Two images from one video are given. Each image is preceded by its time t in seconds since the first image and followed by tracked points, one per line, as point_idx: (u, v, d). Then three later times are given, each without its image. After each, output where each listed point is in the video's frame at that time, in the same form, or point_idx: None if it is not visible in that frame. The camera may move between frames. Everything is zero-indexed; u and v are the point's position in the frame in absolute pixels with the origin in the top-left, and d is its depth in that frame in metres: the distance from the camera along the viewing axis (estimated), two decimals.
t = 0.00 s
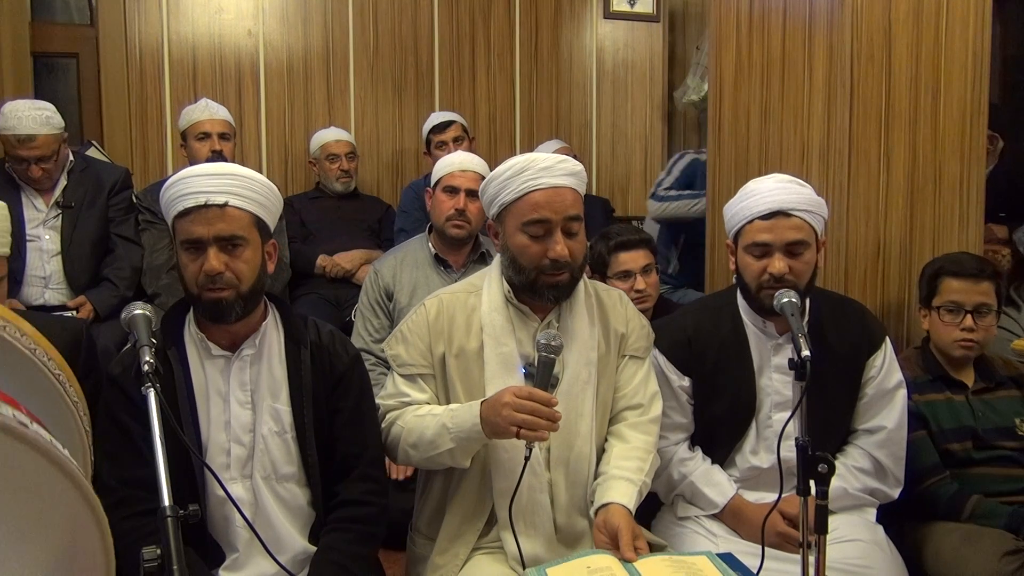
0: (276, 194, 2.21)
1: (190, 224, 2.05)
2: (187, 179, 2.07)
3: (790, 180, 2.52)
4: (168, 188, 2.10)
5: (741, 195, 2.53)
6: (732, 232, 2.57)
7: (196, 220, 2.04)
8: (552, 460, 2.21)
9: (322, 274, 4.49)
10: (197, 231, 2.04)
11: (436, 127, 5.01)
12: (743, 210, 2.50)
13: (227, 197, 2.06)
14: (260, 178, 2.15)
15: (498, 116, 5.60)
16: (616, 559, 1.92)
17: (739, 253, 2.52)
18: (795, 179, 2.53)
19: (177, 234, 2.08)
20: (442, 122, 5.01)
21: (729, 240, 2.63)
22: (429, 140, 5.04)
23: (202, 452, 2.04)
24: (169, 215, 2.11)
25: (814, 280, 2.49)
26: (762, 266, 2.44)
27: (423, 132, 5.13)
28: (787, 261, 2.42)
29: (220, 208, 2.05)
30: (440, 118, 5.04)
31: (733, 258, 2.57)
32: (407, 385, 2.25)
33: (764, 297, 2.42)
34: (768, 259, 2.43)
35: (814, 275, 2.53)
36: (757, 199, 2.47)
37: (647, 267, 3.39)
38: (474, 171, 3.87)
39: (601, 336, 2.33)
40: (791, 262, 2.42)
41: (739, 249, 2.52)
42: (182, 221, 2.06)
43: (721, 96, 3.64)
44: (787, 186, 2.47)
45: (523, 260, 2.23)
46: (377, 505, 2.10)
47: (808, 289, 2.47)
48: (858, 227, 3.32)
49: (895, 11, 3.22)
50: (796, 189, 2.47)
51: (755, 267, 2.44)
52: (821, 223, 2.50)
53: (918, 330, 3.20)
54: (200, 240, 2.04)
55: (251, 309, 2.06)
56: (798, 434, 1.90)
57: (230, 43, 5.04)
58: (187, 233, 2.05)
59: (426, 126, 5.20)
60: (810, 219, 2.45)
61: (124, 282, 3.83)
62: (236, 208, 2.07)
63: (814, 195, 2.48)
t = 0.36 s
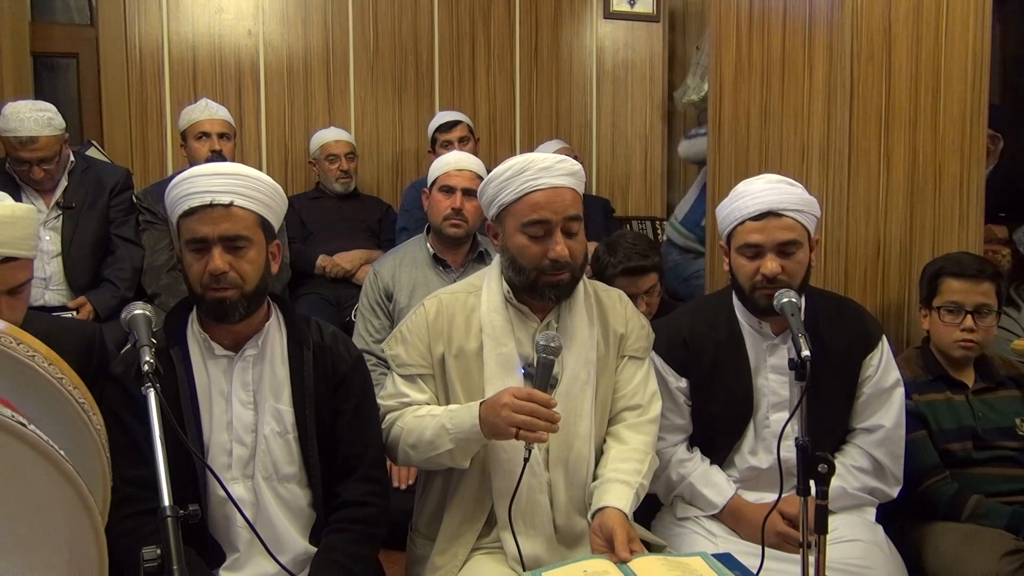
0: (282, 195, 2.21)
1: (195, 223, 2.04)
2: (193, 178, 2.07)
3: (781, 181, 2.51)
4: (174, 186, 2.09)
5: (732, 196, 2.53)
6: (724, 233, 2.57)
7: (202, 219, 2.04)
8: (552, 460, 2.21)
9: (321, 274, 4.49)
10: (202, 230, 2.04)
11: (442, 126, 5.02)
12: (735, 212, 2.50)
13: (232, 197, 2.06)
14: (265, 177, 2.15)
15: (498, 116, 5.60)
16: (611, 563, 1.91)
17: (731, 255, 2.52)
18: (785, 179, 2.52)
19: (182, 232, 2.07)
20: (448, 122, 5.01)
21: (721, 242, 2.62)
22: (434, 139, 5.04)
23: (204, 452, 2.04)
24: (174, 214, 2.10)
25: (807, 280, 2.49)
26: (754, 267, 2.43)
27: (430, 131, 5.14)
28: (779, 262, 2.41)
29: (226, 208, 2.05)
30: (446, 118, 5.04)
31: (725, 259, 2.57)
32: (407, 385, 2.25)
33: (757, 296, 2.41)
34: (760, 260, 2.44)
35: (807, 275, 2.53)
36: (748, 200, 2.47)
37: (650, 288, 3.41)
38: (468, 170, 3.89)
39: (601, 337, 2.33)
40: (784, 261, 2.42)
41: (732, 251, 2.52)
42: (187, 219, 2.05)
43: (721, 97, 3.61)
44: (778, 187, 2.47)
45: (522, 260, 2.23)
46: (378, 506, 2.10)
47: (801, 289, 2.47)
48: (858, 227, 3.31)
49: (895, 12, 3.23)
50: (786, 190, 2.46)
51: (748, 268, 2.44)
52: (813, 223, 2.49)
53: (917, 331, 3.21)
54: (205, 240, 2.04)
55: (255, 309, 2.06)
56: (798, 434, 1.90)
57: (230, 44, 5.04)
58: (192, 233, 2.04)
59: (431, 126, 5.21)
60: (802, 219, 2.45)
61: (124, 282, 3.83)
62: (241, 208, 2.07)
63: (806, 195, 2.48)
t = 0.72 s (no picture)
0: (284, 198, 2.21)
1: (198, 227, 2.04)
2: (194, 182, 2.05)
3: (770, 183, 2.50)
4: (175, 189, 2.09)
5: (723, 200, 2.53)
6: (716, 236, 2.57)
7: (204, 223, 2.04)
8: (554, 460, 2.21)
9: (321, 274, 4.49)
10: (204, 234, 2.03)
11: (449, 125, 5.02)
12: (725, 215, 2.50)
13: (235, 201, 2.06)
14: (266, 179, 2.14)
15: (498, 116, 5.60)
16: (609, 563, 1.91)
17: (724, 258, 2.52)
18: (774, 180, 2.51)
19: (184, 235, 2.07)
20: (454, 122, 5.01)
21: (715, 243, 2.62)
22: (439, 138, 5.04)
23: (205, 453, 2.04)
24: (176, 216, 2.10)
25: (801, 279, 2.49)
26: (745, 270, 2.44)
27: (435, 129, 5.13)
28: (769, 265, 2.41)
29: (229, 211, 2.05)
30: (451, 117, 5.04)
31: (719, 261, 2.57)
32: (408, 383, 2.25)
33: (749, 298, 2.42)
34: (751, 263, 2.44)
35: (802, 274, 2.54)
36: (740, 202, 2.47)
37: (652, 288, 3.42)
38: (460, 168, 3.94)
39: (604, 337, 2.34)
40: (773, 265, 2.42)
41: (724, 253, 2.52)
42: (190, 223, 2.05)
43: (720, 97, 3.64)
44: (770, 189, 2.46)
45: (524, 259, 2.23)
46: (378, 507, 2.11)
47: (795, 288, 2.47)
48: (858, 227, 3.31)
49: (895, 12, 3.23)
50: (774, 192, 2.45)
51: (739, 271, 2.45)
52: (805, 224, 2.49)
53: (917, 331, 3.21)
54: (208, 243, 2.04)
55: (257, 310, 2.06)
56: (798, 434, 1.90)
57: (230, 43, 5.03)
58: (195, 236, 2.04)
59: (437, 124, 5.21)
60: (791, 221, 2.43)
61: (125, 283, 3.83)
62: (244, 211, 2.07)
63: (794, 197, 2.46)
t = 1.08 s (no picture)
0: (288, 203, 2.20)
1: (202, 233, 2.04)
2: (198, 187, 2.05)
3: (772, 183, 2.49)
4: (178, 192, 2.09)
5: (724, 199, 2.52)
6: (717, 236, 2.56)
7: (209, 231, 2.03)
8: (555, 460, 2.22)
9: (321, 274, 4.49)
10: (209, 241, 2.03)
11: (450, 125, 5.01)
12: (727, 215, 2.48)
13: (240, 209, 2.05)
14: (271, 186, 2.14)
15: (498, 116, 5.60)
16: (609, 563, 1.91)
17: (725, 258, 2.52)
18: (776, 180, 2.50)
19: (187, 242, 2.07)
20: (455, 122, 5.01)
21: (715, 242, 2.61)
22: (439, 138, 5.05)
23: (207, 453, 2.04)
24: (179, 219, 2.09)
25: (801, 279, 2.49)
26: (747, 271, 2.44)
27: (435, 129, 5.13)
28: (771, 266, 2.42)
29: (233, 220, 2.05)
30: (452, 117, 5.04)
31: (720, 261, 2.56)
32: (411, 382, 2.26)
33: (752, 299, 2.42)
34: (752, 265, 2.44)
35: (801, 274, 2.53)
36: (743, 203, 2.45)
37: (649, 277, 3.41)
38: (444, 165, 3.93)
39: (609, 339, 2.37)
40: (775, 266, 2.42)
41: (725, 253, 2.52)
42: (194, 230, 2.05)
43: (721, 98, 3.64)
44: (772, 189, 2.45)
45: (536, 258, 2.23)
46: (378, 507, 2.11)
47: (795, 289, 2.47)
48: (859, 228, 3.31)
49: (895, 12, 3.23)
50: (778, 193, 2.44)
51: (740, 271, 2.45)
52: (805, 224, 2.48)
53: (917, 330, 3.22)
54: (212, 252, 2.03)
55: (259, 313, 2.07)
56: (798, 434, 1.90)
57: (230, 43, 5.03)
58: (199, 244, 2.04)
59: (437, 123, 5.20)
60: (793, 222, 2.43)
61: (124, 282, 3.84)
62: (249, 219, 2.07)
63: (796, 198, 2.46)
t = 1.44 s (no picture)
0: (290, 202, 2.21)
1: (208, 228, 2.04)
2: (203, 183, 2.05)
3: (784, 185, 2.47)
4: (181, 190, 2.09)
5: (735, 200, 2.48)
6: (724, 235, 2.54)
7: (214, 225, 2.03)
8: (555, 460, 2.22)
9: (321, 275, 4.49)
10: (214, 236, 2.03)
11: (443, 126, 5.01)
12: (737, 217, 2.46)
13: (245, 204, 2.06)
14: (273, 183, 2.15)
15: (498, 117, 5.60)
16: (609, 564, 1.91)
17: (732, 259, 2.50)
18: (788, 183, 2.48)
19: (191, 237, 2.06)
20: (449, 122, 5.01)
21: (721, 242, 2.59)
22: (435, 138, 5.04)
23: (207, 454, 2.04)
24: (182, 218, 2.09)
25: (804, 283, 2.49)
26: (755, 273, 2.43)
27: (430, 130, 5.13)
28: (780, 271, 2.41)
29: (239, 215, 2.05)
30: (447, 118, 5.04)
31: (725, 261, 2.55)
32: (412, 376, 2.27)
33: (757, 301, 2.42)
34: (761, 267, 2.42)
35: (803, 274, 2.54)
36: (755, 206, 2.42)
37: (647, 270, 3.40)
38: (437, 165, 3.93)
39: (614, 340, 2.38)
40: (784, 271, 2.42)
41: (731, 255, 2.50)
42: (199, 225, 2.05)
43: (719, 97, 3.62)
44: (784, 193, 2.43)
45: (555, 257, 2.22)
46: (378, 508, 2.11)
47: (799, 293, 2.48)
48: (859, 228, 3.31)
49: (895, 11, 3.23)
50: (791, 196, 2.43)
51: (748, 274, 2.44)
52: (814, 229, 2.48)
53: (917, 330, 3.22)
54: (216, 246, 2.03)
55: (262, 311, 2.07)
56: (798, 434, 1.90)
57: (230, 43, 5.03)
58: (203, 239, 2.04)
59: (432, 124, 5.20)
60: (804, 227, 2.42)
61: (123, 282, 3.84)
62: (254, 214, 2.07)
63: (808, 202, 2.44)
